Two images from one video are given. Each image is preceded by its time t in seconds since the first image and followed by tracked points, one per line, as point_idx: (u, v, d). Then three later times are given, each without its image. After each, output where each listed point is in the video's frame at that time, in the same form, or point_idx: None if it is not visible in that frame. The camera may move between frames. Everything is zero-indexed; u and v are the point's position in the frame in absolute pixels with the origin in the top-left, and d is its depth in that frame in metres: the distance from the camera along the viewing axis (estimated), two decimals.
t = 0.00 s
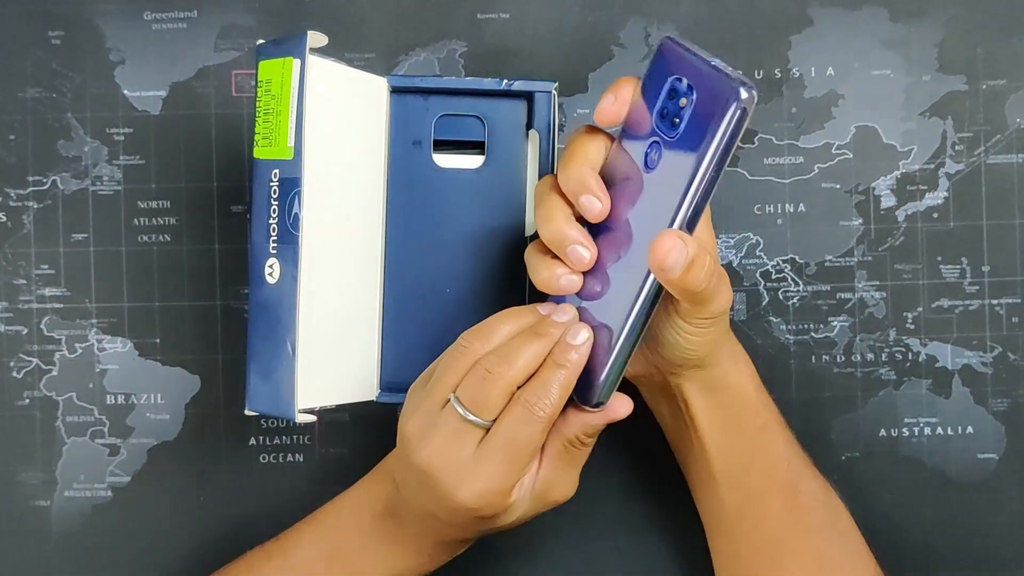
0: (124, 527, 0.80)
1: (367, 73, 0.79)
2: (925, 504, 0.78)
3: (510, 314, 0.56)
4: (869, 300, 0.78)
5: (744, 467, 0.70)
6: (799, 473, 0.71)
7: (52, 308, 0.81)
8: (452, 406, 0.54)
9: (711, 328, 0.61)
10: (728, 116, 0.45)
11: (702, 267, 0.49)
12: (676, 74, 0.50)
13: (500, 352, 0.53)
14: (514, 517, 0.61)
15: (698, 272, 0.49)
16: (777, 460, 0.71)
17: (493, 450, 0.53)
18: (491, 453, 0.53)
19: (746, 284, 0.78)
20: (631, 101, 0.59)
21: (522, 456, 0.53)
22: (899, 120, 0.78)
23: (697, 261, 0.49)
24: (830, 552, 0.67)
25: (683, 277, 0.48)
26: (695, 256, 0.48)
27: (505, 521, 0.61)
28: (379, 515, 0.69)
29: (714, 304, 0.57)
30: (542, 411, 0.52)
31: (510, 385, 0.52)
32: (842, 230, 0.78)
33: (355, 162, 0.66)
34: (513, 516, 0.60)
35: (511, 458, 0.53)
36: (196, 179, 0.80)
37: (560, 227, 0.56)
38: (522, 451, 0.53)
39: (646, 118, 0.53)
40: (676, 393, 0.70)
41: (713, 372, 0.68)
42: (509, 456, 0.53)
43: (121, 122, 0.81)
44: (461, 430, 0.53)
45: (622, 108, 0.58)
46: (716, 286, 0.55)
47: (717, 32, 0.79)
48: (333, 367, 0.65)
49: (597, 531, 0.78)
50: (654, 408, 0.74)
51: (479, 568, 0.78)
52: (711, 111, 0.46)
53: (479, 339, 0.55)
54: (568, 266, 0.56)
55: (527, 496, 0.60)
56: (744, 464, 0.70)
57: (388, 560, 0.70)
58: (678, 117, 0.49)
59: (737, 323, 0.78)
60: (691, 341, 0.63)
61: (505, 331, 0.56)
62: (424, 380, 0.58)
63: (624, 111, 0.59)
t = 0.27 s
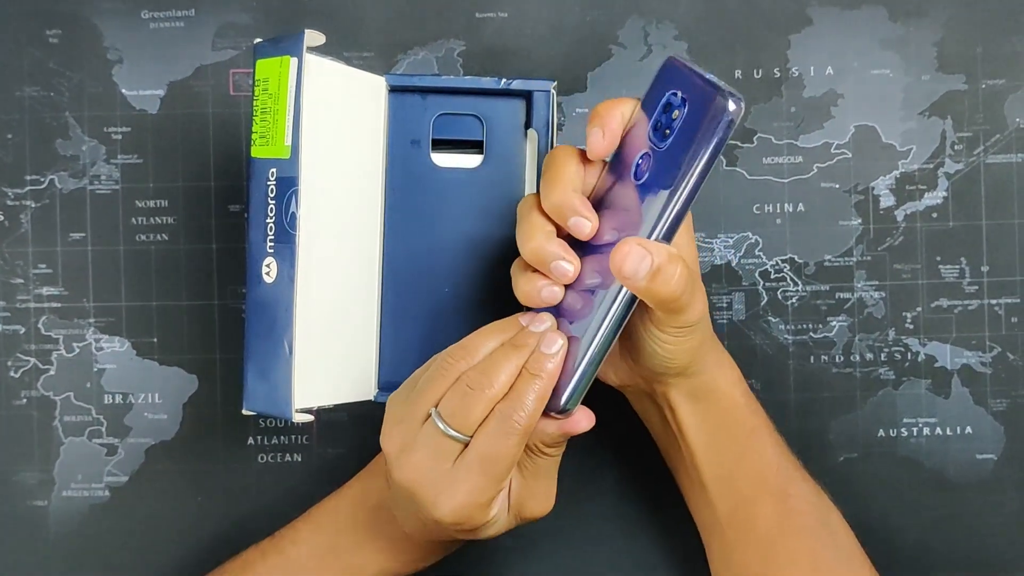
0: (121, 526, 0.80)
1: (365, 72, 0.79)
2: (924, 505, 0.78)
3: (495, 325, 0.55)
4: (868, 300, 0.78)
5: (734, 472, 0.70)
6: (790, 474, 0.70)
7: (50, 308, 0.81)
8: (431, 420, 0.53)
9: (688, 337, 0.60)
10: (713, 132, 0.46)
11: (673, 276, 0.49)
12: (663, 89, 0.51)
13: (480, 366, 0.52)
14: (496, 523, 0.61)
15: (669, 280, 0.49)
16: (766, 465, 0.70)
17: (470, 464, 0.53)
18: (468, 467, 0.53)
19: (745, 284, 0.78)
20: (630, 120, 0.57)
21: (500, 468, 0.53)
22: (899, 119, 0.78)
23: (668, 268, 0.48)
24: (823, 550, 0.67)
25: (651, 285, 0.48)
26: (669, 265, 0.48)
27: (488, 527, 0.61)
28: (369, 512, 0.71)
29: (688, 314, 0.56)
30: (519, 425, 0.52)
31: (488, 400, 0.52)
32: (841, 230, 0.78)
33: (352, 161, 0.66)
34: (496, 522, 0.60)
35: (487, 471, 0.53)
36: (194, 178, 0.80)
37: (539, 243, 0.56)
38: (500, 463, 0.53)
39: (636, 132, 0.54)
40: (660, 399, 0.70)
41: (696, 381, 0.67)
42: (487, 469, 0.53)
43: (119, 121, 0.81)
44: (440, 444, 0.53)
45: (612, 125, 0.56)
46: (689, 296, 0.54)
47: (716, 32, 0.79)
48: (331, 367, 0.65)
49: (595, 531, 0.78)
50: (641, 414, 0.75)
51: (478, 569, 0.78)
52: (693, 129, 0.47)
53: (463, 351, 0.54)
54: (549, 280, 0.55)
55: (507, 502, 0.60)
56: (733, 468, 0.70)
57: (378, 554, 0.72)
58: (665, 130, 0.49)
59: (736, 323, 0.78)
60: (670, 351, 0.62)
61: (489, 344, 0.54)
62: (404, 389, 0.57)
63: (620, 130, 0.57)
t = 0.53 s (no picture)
0: (120, 528, 0.80)
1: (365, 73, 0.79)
2: (924, 507, 0.77)
3: (484, 330, 0.55)
4: (868, 301, 0.78)
5: (727, 479, 0.70)
6: (783, 482, 0.70)
7: (49, 309, 0.81)
8: (419, 426, 0.53)
9: (675, 343, 0.60)
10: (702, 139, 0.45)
11: (658, 282, 0.48)
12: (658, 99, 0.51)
13: (465, 371, 0.53)
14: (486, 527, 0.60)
15: (654, 286, 0.48)
16: (758, 468, 0.70)
17: (459, 468, 0.52)
18: (456, 472, 0.52)
19: (745, 285, 0.78)
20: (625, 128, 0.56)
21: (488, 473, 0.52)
22: (899, 120, 0.78)
23: (653, 276, 0.48)
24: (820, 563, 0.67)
25: (636, 293, 0.47)
26: (655, 272, 0.48)
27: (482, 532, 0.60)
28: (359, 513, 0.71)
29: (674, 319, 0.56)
30: (504, 429, 0.51)
31: (474, 404, 0.52)
32: (841, 231, 0.78)
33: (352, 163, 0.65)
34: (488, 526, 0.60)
35: (476, 476, 0.52)
36: (193, 179, 0.80)
37: (530, 249, 0.56)
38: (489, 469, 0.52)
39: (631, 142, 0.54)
40: (651, 407, 0.69)
41: (686, 389, 0.67)
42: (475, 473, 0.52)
43: (118, 122, 0.81)
44: (428, 450, 0.53)
45: (607, 135, 0.55)
46: (675, 302, 0.53)
47: (717, 33, 0.78)
48: (331, 369, 0.65)
49: (595, 533, 0.78)
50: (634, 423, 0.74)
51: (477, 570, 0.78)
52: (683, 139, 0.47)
53: (450, 356, 0.55)
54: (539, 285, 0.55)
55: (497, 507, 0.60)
56: (726, 475, 0.70)
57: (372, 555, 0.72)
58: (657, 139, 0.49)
59: (736, 325, 0.78)
60: (657, 358, 0.61)
61: (477, 348, 0.55)
62: (391, 396, 0.58)
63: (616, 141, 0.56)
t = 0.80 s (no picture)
0: (122, 526, 0.80)
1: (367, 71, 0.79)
2: (927, 505, 0.77)
3: (485, 318, 0.55)
4: (871, 299, 0.78)
5: (725, 484, 0.69)
6: (784, 491, 0.70)
7: (51, 307, 0.81)
8: (411, 407, 0.53)
9: (677, 351, 0.60)
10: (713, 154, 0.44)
11: (659, 288, 0.48)
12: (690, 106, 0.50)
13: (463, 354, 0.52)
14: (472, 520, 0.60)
15: (655, 292, 0.48)
16: (756, 469, 0.70)
17: (445, 450, 0.52)
18: (443, 454, 0.52)
19: (747, 284, 0.78)
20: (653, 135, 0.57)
21: (476, 458, 0.52)
22: (902, 118, 0.78)
23: (655, 282, 0.48)
24: (814, 566, 0.67)
25: (635, 299, 0.48)
26: (657, 277, 0.48)
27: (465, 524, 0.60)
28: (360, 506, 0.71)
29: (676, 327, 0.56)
30: (496, 414, 0.51)
31: (467, 388, 0.52)
32: (844, 230, 0.78)
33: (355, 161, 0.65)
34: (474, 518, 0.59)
35: (462, 459, 0.52)
36: (196, 177, 0.80)
37: (547, 240, 0.56)
38: (476, 453, 0.52)
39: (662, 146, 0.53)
40: (652, 411, 0.69)
41: (688, 396, 0.67)
42: (463, 457, 0.52)
43: (120, 120, 0.81)
44: (418, 432, 0.53)
45: (637, 139, 0.56)
46: (678, 311, 0.53)
47: (719, 31, 0.78)
48: (333, 367, 0.65)
49: (597, 531, 0.78)
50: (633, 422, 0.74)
51: (480, 569, 0.78)
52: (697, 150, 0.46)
53: (449, 341, 0.54)
54: (550, 279, 0.56)
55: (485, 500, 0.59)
56: (724, 482, 0.69)
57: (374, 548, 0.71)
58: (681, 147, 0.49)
59: (738, 323, 0.78)
60: (658, 365, 0.61)
61: (477, 335, 0.55)
62: (389, 390, 0.57)
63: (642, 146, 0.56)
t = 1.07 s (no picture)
0: (123, 528, 0.80)
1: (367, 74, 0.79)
2: (925, 508, 0.78)
3: (477, 306, 0.56)
4: (869, 302, 0.78)
5: (717, 492, 0.70)
6: (773, 492, 0.70)
7: (51, 309, 0.81)
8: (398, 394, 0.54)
9: (670, 355, 0.59)
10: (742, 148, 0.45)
11: (660, 287, 0.48)
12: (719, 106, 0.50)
13: (448, 340, 0.53)
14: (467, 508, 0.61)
15: (655, 290, 0.48)
16: (745, 468, 0.70)
17: (432, 436, 0.53)
18: (429, 440, 0.53)
19: (746, 286, 0.78)
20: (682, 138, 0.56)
21: (460, 445, 0.53)
22: (900, 121, 0.78)
23: (658, 279, 0.47)
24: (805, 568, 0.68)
25: (635, 292, 0.47)
26: (660, 275, 0.47)
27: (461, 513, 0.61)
28: (357, 515, 0.72)
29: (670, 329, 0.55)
30: (478, 401, 0.51)
31: (449, 372, 0.52)
32: (843, 233, 0.78)
33: (353, 164, 0.65)
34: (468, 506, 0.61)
35: (447, 445, 0.53)
36: (195, 180, 0.80)
37: (560, 226, 0.56)
38: (461, 440, 0.53)
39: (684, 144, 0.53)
40: (642, 414, 0.69)
41: (679, 402, 0.66)
42: (449, 444, 0.53)
43: (120, 123, 0.81)
44: (404, 418, 0.53)
45: (664, 140, 0.55)
46: (672, 313, 0.53)
47: (718, 34, 0.78)
48: (332, 371, 0.65)
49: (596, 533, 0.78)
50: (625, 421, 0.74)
51: (479, 570, 0.78)
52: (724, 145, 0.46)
53: (437, 327, 0.56)
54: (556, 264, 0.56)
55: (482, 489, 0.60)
56: (716, 486, 0.70)
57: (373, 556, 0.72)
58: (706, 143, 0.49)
59: (737, 325, 0.78)
60: (651, 368, 0.61)
61: (466, 319, 0.56)
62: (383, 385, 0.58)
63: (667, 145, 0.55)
